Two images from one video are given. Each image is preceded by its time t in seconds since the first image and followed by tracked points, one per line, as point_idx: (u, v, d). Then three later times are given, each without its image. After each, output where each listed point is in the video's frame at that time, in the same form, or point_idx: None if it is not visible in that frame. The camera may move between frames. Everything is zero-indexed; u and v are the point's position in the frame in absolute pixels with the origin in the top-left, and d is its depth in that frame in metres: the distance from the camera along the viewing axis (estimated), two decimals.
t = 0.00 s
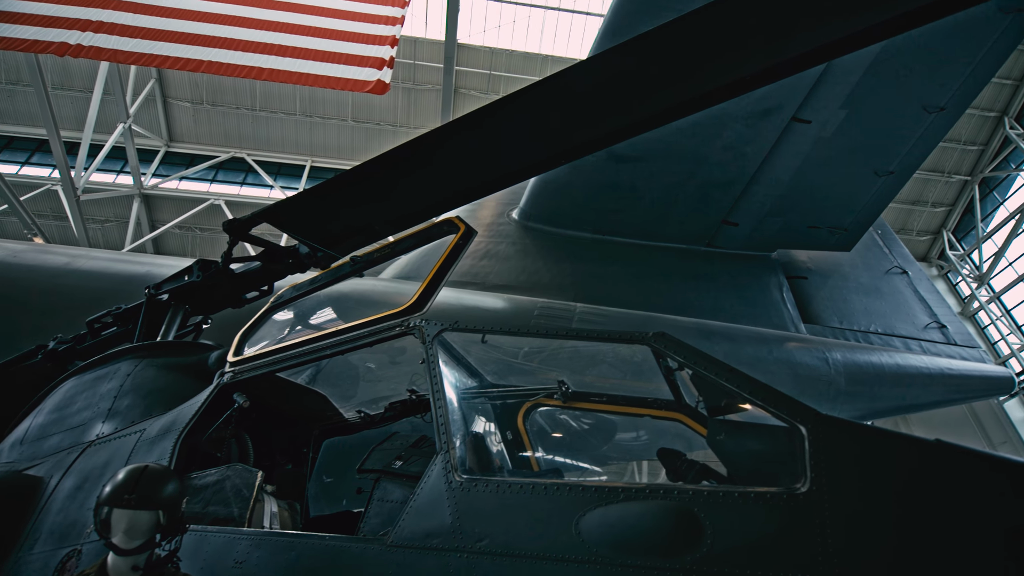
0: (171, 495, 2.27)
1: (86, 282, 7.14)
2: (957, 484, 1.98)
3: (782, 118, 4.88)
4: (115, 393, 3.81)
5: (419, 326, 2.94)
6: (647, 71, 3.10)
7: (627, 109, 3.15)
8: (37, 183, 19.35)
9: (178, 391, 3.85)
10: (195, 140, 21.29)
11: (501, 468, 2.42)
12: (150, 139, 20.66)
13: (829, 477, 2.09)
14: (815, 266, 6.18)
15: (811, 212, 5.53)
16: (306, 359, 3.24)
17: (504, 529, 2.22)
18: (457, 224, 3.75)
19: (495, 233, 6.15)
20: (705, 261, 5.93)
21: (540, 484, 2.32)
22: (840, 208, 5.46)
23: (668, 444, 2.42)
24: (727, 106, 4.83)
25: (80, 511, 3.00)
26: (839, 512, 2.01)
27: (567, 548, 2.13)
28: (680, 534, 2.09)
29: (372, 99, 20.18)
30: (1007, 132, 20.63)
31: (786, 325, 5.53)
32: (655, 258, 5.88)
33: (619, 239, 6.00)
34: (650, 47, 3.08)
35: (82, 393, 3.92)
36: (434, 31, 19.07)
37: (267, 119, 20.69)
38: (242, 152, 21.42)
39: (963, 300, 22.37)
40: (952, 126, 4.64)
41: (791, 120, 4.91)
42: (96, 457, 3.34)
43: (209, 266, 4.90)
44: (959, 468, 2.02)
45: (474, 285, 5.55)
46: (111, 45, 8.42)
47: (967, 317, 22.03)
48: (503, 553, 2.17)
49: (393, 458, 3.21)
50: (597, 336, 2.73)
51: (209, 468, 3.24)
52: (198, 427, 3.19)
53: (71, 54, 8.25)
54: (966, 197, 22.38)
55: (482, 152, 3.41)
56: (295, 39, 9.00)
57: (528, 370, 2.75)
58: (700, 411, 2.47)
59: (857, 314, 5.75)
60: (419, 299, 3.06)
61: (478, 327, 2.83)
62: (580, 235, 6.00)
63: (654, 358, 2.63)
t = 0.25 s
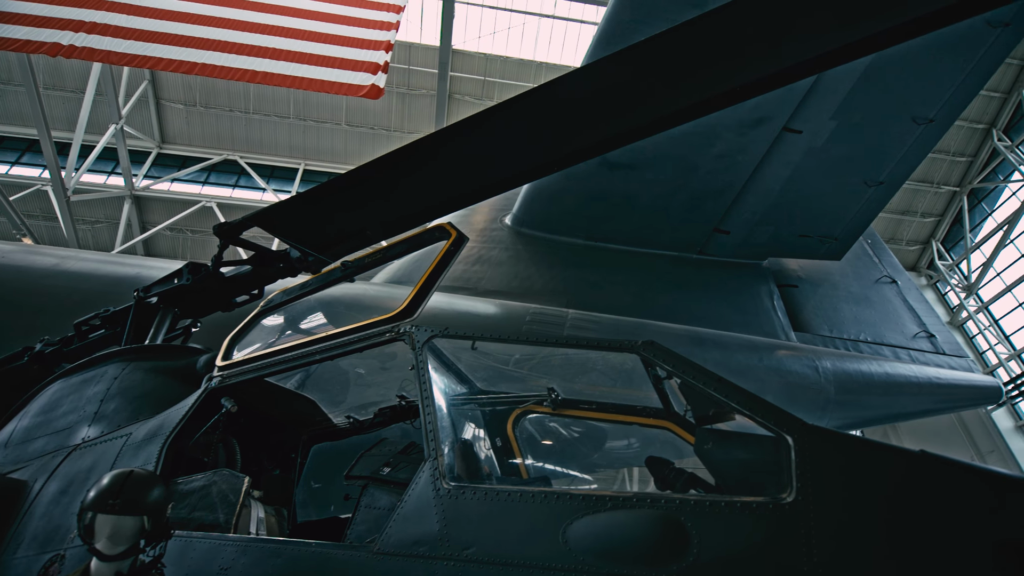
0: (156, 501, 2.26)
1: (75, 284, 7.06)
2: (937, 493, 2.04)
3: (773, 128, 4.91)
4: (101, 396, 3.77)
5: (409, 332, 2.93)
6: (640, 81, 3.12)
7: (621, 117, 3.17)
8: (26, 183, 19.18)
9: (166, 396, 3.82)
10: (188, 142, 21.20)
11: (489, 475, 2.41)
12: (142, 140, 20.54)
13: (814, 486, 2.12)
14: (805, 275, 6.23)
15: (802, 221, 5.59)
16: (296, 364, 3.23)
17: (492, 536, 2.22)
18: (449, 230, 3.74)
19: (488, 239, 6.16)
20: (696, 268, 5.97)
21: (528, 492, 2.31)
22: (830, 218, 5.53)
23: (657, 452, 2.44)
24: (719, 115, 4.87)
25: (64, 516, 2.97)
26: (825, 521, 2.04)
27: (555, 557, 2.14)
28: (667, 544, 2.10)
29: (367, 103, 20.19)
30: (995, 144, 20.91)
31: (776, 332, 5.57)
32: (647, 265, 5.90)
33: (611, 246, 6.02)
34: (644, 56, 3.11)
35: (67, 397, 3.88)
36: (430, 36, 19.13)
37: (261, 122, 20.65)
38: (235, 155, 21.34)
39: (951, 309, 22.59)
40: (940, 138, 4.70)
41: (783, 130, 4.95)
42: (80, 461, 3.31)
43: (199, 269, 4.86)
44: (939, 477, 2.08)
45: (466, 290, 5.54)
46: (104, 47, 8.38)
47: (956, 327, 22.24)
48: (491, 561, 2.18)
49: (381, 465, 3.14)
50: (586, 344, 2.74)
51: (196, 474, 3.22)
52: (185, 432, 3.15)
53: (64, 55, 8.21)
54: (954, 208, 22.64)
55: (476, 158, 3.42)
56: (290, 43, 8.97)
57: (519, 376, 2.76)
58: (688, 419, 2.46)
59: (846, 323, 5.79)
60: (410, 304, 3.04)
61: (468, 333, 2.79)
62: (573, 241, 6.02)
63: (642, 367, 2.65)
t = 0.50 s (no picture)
0: (138, 506, 2.25)
1: (62, 284, 6.97)
2: (918, 505, 2.06)
3: (764, 138, 4.91)
4: (86, 400, 3.73)
5: (398, 339, 2.93)
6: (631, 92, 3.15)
7: (614, 125, 3.18)
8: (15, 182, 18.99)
9: (152, 400, 3.79)
10: (180, 143, 21.08)
11: (476, 483, 2.41)
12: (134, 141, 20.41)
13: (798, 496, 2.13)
14: (795, 284, 6.28)
15: (791, 231, 5.65)
16: (284, 369, 3.21)
17: (477, 545, 2.21)
18: (440, 237, 3.76)
19: (481, 244, 6.16)
20: (687, 277, 6.01)
21: (514, 501, 2.31)
22: (818, 228, 5.59)
23: (645, 461, 2.44)
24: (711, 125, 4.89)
25: (45, 521, 2.93)
26: (808, 531, 2.05)
27: (540, 566, 2.15)
28: (652, 554, 2.10)
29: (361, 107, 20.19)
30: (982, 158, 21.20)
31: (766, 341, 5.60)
32: (639, 273, 5.94)
33: (603, 253, 6.04)
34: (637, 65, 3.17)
35: (51, 400, 3.83)
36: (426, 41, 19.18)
37: (254, 124, 20.59)
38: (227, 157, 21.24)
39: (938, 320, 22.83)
40: (929, 151, 4.75)
41: (773, 141, 4.96)
42: (63, 465, 3.26)
43: (188, 272, 4.82)
44: (925, 489, 2.10)
45: (458, 296, 5.55)
46: (95, 46, 8.30)
47: (942, 337, 22.48)
48: (476, 570, 2.17)
49: (367, 472, 3.22)
50: (574, 353, 2.75)
51: (180, 479, 3.18)
52: (170, 437, 3.13)
53: (56, 55, 8.15)
54: (942, 219, 22.91)
55: (469, 164, 3.43)
56: (284, 46, 8.95)
57: (507, 384, 2.77)
58: (673, 427, 2.50)
59: (835, 333, 5.84)
60: (398, 311, 3.06)
61: (457, 341, 2.83)
62: (566, 248, 6.04)
63: (631, 377, 2.65)
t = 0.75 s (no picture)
0: (114, 516, 2.21)
1: (44, 284, 6.86)
2: (896, 520, 2.07)
3: (752, 152, 4.96)
4: (64, 404, 3.66)
5: (384, 347, 2.90)
6: (620, 105, 3.18)
7: (601, 139, 3.21)
8: None
9: (132, 406, 3.73)
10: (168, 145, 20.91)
11: (459, 493, 2.41)
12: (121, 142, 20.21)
13: (777, 509, 2.16)
14: (781, 297, 6.33)
15: (777, 245, 5.72)
16: (267, 376, 3.18)
17: (458, 557, 2.19)
18: (428, 245, 3.77)
19: (470, 251, 6.14)
20: (674, 288, 6.05)
21: (496, 513, 2.30)
22: (803, 242, 5.67)
23: (628, 473, 2.44)
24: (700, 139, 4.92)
25: (18, 529, 2.88)
26: (787, 546, 2.07)
27: None
28: (633, 567, 2.11)
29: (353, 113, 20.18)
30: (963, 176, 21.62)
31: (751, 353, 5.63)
32: (627, 283, 5.96)
33: (592, 263, 6.06)
34: (624, 81, 3.20)
35: (27, 404, 3.75)
36: (418, 48, 19.23)
37: (244, 127, 20.48)
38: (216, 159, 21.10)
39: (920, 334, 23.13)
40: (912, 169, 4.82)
41: (761, 155, 5.01)
42: (39, 472, 3.20)
43: (173, 276, 4.76)
44: (902, 506, 2.11)
45: (446, 303, 5.52)
46: (86, 45, 8.24)
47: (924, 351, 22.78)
48: None
49: (349, 481, 3.22)
50: (557, 363, 2.74)
51: (158, 488, 3.16)
52: (150, 444, 3.08)
53: (44, 53, 8.06)
54: (925, 235, 23.27)
55: (456, 175, 3.43)
56: (276, 50, 8.94)
57: (491, 394, 2.77)
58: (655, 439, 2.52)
59: (820, 345, 5.90)
60: (384, 320, 3.04)
61: (443, 350, 2.80)
62: (555, 257, 6.05)
63: (614, 388, 2.66)
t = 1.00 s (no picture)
0: (91, 524, 2.18)
1: (29, 285, 6.77)
2: (877, 533, 2.08)
3: (741, 164, 5.00)
4: (44, 409, 3.61)
5: (371, 355, 2.90)
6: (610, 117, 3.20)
7: (589, 150, 3.23)
8: None
9: (114, 411, 3.67)
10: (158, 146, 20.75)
11: (444, 503, 2.40)
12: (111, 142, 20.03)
13: (758, 522, 2.17)
14: (769, 307, 6.37)
15: (766, 255, 5.76)
16: (251, 383, 3.15)
17: (442, 568, 2.18)
18: (417, 253, 3.77)
19: (462, 257, 6.13)
20: (664, 296, 6.08)
21: (480, 524, 2.30)
22: (792, 253, 5.72)
23: (614, 484, 2.44)
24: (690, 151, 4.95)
25: None
26: (769, 558, 2.07)
27: None
28: None
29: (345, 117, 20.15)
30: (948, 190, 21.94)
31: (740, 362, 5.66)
32: (617, 291, 5.98)
33: (582, 271, 6.08)
34: (612, 94, 3.23)
35: (6, 408, 3.68)
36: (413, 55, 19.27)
37: (235, 130, 20.38)
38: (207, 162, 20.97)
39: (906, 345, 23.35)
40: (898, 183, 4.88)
41: (750, 167, 5.05)
42: (16, 478, 3.14)
43: (158, 279, 4.67)
44: (879, 519, 2.12)
45: (436, 309, 5.50)
46: (78, 45, 8.18)
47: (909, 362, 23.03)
48: None
49: (333, 491, 3.27)
50: (543, 374, 2.76)
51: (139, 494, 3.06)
52: (131, 450, 3.03)
53: (33, 52, 7.98)
54: (911, 247, 23.56)
55: (444, 183, 3.43)
56: (269, 54, 8.92)
57: (478, 403, 2.75)
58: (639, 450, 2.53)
59: (807, 355, 5.94)
60: (372, 327, 3.04)
61: (430, 358, 2.80)
62: (545, 264, 6.06)
63: (601, 399, 2.67)
